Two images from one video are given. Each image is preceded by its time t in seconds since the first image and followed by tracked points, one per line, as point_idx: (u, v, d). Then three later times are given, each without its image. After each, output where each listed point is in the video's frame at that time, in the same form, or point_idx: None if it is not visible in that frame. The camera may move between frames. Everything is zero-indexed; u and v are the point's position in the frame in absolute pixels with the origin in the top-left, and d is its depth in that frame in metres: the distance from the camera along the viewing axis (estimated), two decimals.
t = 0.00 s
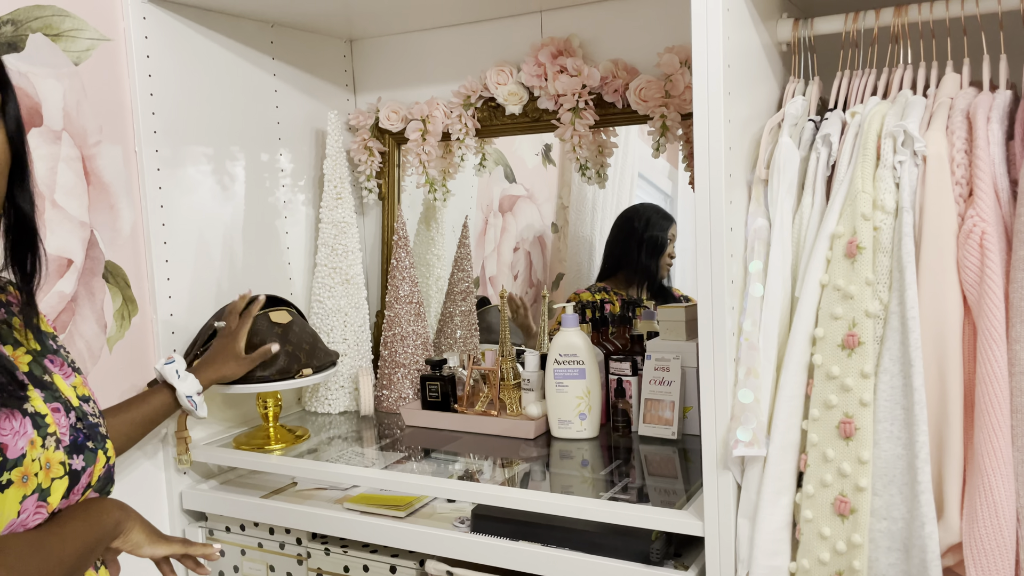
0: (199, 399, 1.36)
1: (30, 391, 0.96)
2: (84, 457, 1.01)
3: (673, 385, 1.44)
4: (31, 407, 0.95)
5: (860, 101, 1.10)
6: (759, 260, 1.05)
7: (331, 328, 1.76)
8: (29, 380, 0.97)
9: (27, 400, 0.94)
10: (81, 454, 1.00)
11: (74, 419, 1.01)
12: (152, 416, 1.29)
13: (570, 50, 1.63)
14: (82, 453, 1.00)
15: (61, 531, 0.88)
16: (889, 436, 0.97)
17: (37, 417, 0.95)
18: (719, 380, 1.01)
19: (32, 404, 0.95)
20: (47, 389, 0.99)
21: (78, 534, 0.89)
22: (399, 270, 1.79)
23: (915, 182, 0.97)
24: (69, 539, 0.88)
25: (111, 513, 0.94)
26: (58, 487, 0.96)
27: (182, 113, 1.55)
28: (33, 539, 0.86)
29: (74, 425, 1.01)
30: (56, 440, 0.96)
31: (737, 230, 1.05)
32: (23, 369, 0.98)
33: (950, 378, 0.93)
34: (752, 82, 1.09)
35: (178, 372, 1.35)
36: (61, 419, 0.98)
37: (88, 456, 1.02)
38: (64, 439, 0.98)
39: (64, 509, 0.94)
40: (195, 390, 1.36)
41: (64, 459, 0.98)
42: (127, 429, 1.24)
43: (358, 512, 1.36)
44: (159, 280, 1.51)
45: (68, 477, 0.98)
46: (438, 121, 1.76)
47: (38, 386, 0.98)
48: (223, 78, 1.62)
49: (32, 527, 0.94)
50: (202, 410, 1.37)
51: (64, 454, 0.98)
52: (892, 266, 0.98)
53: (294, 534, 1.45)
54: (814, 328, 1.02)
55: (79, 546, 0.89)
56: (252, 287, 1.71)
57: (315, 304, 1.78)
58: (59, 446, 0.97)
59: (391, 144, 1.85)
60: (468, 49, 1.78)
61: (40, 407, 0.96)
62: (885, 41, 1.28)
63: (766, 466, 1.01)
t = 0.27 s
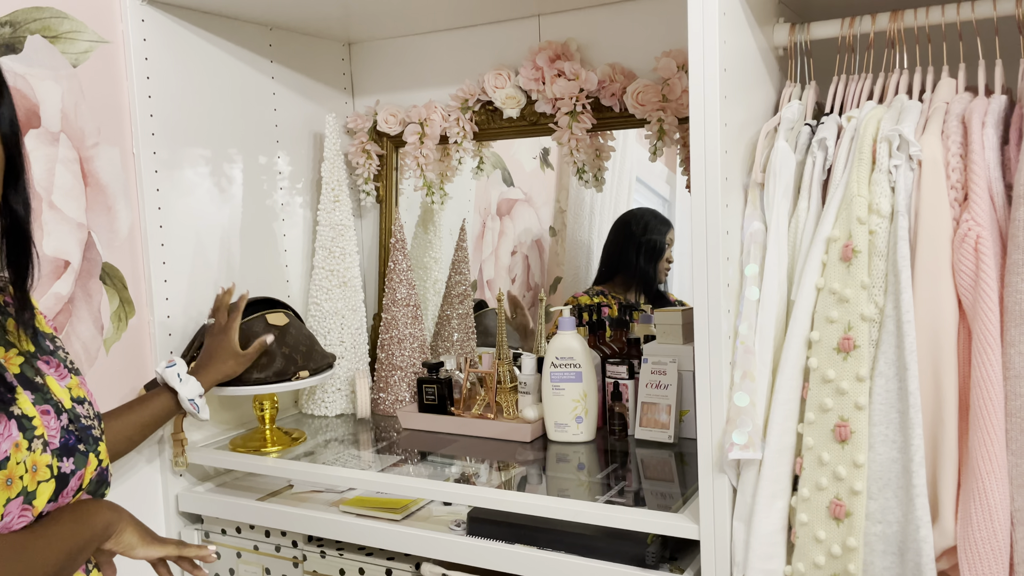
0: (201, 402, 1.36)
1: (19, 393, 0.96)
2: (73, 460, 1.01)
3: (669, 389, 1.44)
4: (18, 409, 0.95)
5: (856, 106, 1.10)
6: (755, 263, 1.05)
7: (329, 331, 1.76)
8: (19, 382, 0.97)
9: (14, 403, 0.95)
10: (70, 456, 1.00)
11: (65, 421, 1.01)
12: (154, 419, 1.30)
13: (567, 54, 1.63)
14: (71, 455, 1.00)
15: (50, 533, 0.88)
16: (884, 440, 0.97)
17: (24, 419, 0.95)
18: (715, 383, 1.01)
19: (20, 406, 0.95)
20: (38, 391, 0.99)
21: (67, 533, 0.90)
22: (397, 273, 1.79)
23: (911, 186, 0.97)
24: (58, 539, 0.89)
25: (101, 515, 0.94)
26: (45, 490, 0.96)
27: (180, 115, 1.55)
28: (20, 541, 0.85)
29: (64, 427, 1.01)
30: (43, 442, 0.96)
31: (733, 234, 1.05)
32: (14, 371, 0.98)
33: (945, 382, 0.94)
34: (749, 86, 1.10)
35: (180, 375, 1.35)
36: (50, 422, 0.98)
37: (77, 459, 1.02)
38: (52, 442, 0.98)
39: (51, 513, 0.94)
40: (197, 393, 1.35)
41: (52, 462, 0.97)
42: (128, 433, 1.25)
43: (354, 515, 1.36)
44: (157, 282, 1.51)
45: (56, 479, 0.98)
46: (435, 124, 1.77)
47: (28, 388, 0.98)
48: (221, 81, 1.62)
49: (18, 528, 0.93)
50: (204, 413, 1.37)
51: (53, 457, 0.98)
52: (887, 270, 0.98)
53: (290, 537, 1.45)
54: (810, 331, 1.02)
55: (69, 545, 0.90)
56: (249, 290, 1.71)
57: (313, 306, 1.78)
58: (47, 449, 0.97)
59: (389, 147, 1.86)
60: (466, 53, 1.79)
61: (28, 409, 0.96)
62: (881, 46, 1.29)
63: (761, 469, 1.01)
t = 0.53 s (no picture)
0: (205, 397, 1.36)
1: (13, 395, 0.95)
2: (68, 460, 1.01)
3: (667, 392, 1.44)
4: (13, 410, 0.94)
5: (854, 109, 1.10)
6: (753, 267, 1.05)
7: (327, 333, 1.76)
8: (13, 383, 0.97)
9: (9, 404, 0.94)
10: (65, 457, 1.00)
11: (60, 422, 1.01)
12: (155, 416, 1.29)
13: (566, 57, 1.63)
14: (65, 456, 1.00)
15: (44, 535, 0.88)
16: (882, 444, 0.97)
17: (19, 420, 0.95)
18: (713, 386, 1.01)
19: (14, 407, 0.95)
20: (32, 392, 0.98)
21: (63, 537, 0.89)
22: (395, 275, 1.79)
23: (909, 190, 0.97)
24: (54, 541, 0.88)
25: (98, 515, 0.94)
26: (40, 491, 0.96)
27: (179, 117, 1.55)
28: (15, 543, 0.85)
29: (59, 427, 1.00)
30: (38, 443, 0.96)
31: (731, 237, 1.05)
32: (9, 371, 0.97)
33: (943, 385, 0.93)
34: (747, 89, 1.10)
35: (184, 372, 1.35)
36: (45, 423, 0.98)
37: (71, 460, 1.01)
38: (47, 443, 0.98)
39: (46, 514, 0.94)
40: (201, 389, 1.36)
41: (47, 463, 0.97)
42: (130, 430, 1.25)
43: (351, 517, 1.36)
44: (154, 284, 1.50)
45: (51, 480, 0.98)
46: (434, 127, 1.77)
47: (22, 389, 0.97)
48: (219, 82, 1.62)
49: (14, 530, 0.93)
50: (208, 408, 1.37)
51: (47, 458, 0.98)
52: (886, 274, 0.98)
53: (287, 540, 1.45)
54: (808, 335, 1.02)
55: (66, 546, 0.89)
56: (247, 292, 1.70)
57: (311, 308, 1.78)
58: (42, 449, 0.97)
59: (388, 150, 1.86)
60: (465, 55, 1.79)
61: (22, 410, 0.96)
62: (880, 50, 1.29)
63: (759, 473, 1.01)
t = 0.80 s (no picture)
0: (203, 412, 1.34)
1: (13, 395, 0.95)
2: (69, 459, 1.01)
3: (666, 393, 1.44)
4: (13, 411, 0.94)
5: (853, 110, 1.10)
6: (752, 267, 1.05)
7: (326, 334, 1.76)
8: (12, 383, 0.96)
9: (9, 404, 0.94)
10: (65, 456, 1.00)
11: (59, 421, 1.01)
12: (153, 425, 1.28)
13: (565, 58, 1.63)
14: (66, 455, 1.00)
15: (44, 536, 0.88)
16: (881, 445, 0.97)
17: (19, 421, 0.94)
18: (712, 387, 1.01)
19: (14, 407, 0.95)
20: (31, 392, 0.98)
21: (65, 539, 0.89)
22: (394, 276, 1.79)
23: (907, 191, 0.98)
24: (57, 543, 0.88)
25: (101, 515, 0.94)
26: (43, 491, 0.96)
27: (178, 118, 1.55)
28: (18, 544, 0.85)
29: (59, 427, 1.00)
30: (39, 444, 0.96)
31: (730, 238, 1.05)
32: (7, 372, 0.97)
33: (942, 386, 0.93)
34: (746, 91, 1.10)
35: (186, 384, 1.33)
36: (45, 422, 0.98)
37: (71, 459, 1.01)
38: (47, 443, 0.98)
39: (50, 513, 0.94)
40: (201, 403, 1.34)
41: (48, 463, 0.97)
42: (127, 437, 1.23)
43: (350, 518, 1.35)
44: (153, 285, 1.50)
45: (53, 479, 0.98)
46: (433, 128, 1.77)
47: (21, 389, 0.97)
48: (218, 83, 1.62)
49: (18, 530, 0.93)
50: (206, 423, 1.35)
51: (48, 458, 0.98)
52: (884, 275, 0.98)
53: (286, 541, 1.44)
54: (807, 336, 1.02)
55: (69, 548, 0.89)
56: (246, 292, 1.70)
57: (310, 310, 1.78)
58: (43, 449, 0.97)
59: (387, 151, 1.86)
60: (464, 56, 1.79)
61: (22, 410, 0.95)
62: (879, 51, 1.29)
63: (758, 474, 1.01)
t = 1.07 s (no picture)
0: (200, 410, 1.33)
1: (10, 396, 0.95)
2: (68, 459, 1.01)
3: (666, 392, 1.44)
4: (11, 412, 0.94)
5: (852, 109, 1.10)
6: (751, 267, 1.05)
7: (326, 334, 1.76)
8: (10, 385, 0.96)
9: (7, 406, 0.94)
10: (65, 456, 1.00)
11: (57, 421, 1.01)
12: (151, 424, 1.27)
13: (565, 57, 1.63)
14: (65, 455, 1.00)
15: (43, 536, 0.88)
16: (879, 443, 0.97)
17: (18, 423, 0.94)
18: (711, 386, 1.01)
19: (11, 409, 0.95)
20: (29, 393, 0.98)
21: (63, 539, 0.89)
22: (394, 276, 1.79)
23: (906, 190, 0.98)
24: (54, 544, 0.88)
25: (99, 515, 0.94)
26: (43, 491, 0.96)
27: (178, 118, 1.55)
28: (17, 545, 0.85)
29: (57, 427, 1.00)
30: (38, 445, 0.96)
31: (729, 237, 1.05)
32: (5, 373, 0.97)
33: (941, 385, 0.94)
34: (745, 90, 1.10)
35: (181, 381, 1.32)
36: (43, 423, 0.98)
37: (71, 459, 1.01)
38: (46, 443, 0.98)
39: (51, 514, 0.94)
40: (196, 400, 1.32)
41: (47, 463, 0.97)
42: (124, 438, 1.23)
43: (350, 517, 1.36)
44: (153, 285, 1.51)
45: (53, 480, 0.98)
46: (433, 127, 1.77)
47: (18, 391, 0.97)
48: (218, 83, 1.62)
49: (19, 531, 0.93)
50: (202, 421, 1.33)
51: (47, 458, 0.98)
52: (883, 274, 0.98)
53: (286, 540, 1.45)
54: (806, 335, 1.02)
55: (67, 549, 0.89)
56: (246, 292, 1.70)
57: (310, 309, 1.78)
58: (42, 450, 0.97)
59: (387, 150, 1.86)
60: (464, 56, 1.79)
61: (20, 411, 0.95)
62: (877, 51, 1.29)
63: (757, 473, 1.01)
